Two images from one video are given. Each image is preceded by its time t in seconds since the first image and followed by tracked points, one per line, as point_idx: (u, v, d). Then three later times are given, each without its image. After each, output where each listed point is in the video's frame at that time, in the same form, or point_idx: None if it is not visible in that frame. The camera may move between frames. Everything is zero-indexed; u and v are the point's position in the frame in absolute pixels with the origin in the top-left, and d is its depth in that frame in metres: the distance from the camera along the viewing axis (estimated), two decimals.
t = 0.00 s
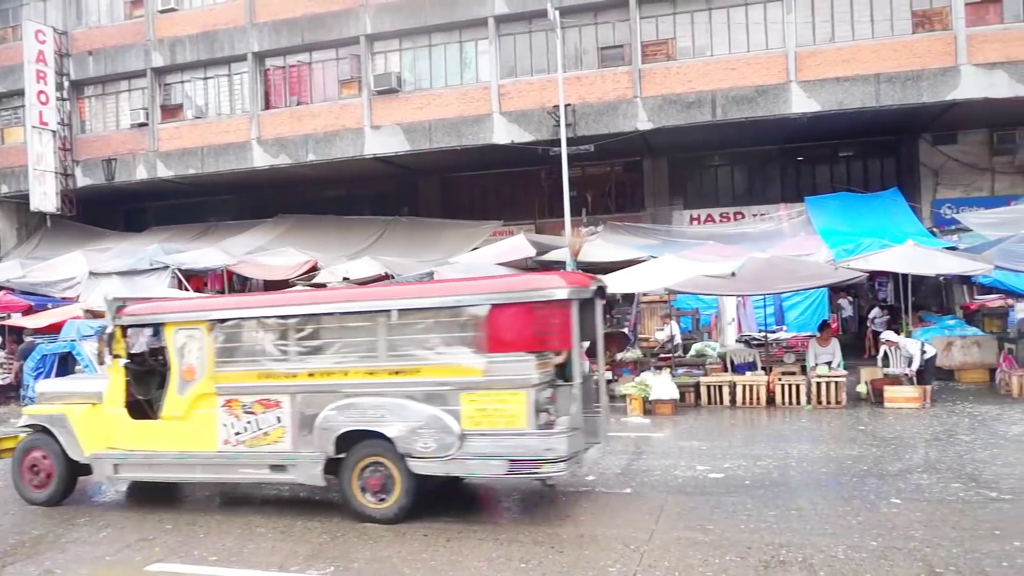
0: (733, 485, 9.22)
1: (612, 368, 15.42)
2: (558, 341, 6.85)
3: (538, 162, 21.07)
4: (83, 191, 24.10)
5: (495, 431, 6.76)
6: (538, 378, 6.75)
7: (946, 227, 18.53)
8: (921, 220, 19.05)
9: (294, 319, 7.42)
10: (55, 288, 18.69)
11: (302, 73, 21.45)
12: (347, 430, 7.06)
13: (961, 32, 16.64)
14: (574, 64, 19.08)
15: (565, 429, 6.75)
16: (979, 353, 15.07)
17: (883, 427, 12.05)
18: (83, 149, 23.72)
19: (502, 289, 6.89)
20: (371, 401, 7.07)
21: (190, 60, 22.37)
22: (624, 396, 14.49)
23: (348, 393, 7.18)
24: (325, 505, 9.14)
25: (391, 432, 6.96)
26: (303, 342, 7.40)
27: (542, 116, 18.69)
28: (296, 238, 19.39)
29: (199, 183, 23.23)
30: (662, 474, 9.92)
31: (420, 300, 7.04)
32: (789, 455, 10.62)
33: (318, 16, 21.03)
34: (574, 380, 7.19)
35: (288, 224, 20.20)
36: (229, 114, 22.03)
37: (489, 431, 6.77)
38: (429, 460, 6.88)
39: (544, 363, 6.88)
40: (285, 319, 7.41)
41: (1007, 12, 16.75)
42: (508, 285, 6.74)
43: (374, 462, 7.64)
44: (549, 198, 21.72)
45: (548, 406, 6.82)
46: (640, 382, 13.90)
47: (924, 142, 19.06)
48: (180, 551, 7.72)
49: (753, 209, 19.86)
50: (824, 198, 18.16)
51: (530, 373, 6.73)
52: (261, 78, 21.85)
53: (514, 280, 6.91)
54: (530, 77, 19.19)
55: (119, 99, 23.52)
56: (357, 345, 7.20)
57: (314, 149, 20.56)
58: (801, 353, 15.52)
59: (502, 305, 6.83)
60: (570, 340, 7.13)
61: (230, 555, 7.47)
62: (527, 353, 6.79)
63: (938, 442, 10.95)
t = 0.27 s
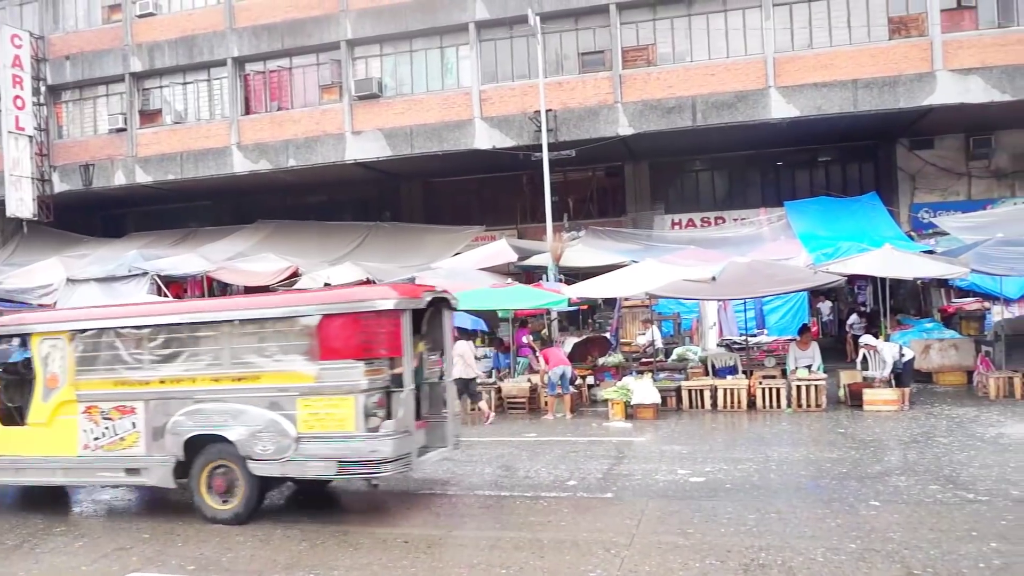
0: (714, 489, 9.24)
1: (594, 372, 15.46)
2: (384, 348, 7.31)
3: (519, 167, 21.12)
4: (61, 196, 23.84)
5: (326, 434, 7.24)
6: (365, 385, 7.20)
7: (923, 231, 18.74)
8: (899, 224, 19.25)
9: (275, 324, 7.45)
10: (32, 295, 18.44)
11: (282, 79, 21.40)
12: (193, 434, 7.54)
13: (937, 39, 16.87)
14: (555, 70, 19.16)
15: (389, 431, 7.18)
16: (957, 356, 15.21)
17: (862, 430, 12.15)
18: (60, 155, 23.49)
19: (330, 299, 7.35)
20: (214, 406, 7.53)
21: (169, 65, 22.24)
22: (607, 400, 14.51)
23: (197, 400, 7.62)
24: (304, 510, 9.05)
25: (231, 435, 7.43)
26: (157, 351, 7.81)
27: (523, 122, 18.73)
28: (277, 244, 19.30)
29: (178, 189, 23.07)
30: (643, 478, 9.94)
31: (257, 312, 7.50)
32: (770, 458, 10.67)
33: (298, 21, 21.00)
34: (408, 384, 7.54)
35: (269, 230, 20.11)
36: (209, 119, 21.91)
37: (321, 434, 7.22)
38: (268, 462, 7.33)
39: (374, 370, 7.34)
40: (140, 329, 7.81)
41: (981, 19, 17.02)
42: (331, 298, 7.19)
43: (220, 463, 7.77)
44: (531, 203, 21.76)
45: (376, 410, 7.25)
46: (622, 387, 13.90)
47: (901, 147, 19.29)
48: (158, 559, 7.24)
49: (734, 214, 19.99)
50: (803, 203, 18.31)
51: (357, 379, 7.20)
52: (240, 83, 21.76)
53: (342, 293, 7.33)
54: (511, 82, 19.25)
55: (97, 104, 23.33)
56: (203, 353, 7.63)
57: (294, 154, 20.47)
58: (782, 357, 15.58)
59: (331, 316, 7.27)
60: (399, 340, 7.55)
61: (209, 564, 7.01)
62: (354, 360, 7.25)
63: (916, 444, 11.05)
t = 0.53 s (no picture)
0: (691, 493, 9.29)
1: (572, 376, 15.51)
2: (224, 359, 7.46)
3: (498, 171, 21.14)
4: (33, 200, 23.52)
5: (167, 441, 7.38)
6: (206, 395, 7.36)
7: (898, 236, 18.97)
8: (874, 229, 19.48)
9: (153, 339, 7.46)
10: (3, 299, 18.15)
11: (260, 82, 21.30)
12: (45, 441, 7.61)
13: (911, 46, 17.11)
14: (534, 75, 19.22)
15: (227, 438, 7.32)
16: (930, 359, 15.40)
17: (837, 432, 12.26)
18: (33, 157, 23.18)
19: (173, 313, 7.51)
20: (67, 415, 7.61)
21: (145, 67, 22.05)
22: (585, 404, 14.53)
23: (54, 409, 7.70)
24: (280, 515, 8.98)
25: (81, 443, 7.52)
26: (13, 362, 7.94)
27: (502, 126, 18.74)
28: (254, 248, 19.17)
29: (154, 192, 22.84)
30: (620, 482, 9.96)
31: (103, 324, 7.63)
32: (746, 462, 10.75)
33: (276, 24, 20.91)
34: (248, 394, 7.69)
35: (246, 233, 19.97)
36: (186, 122, 21.74)
37: (162, 441, 7.35)
38: (114, 468, 7.43)
39: (216, 379, 7.47)
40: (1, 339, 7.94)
41: (954, 27, 17.27)
42: (170, 310, 7.36)
43: (72, 471, 7.78)
44: (510, 207, 21.78)
45: (217, 418, 7.39)
46: (599, 391, 13.88)
47: (876, 153, 19.54)
48: (132, 566, 7.09)
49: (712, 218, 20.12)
50: (780, 208, 18.46)
51: (197, 389, 7.33)
52: (217, 86, 21.62)
53: (183, 306, 7.51)
54: (490, 86, 19.29)
55: (71, 107, 23.07)
56: (58, 363, 7.74)
57: (272, 157, 20.35)
58: (758, 361, 15.69)
59: (172, 328, 7.43)
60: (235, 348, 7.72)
61: (183, 571, 6.95)
62: (195, 371, 7.41)
63: (890, 446, 11.18)
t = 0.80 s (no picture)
0: (670, 494, 9.33)
1: (552, 379, 15.53)
2: (76, 370, 7.09)
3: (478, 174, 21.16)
4: (7, 203, 23.22)
5: (18, 451, 7.06)
6: (56, 406, 7.02)
7: (874, 239, 19.20)
8: (851, 233, 19.71)
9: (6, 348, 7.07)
10: None
11: (238, 85, 21.20)
12: None
13: (886, 51, 17.35)
14: (513, 78, 19.27)
15: (80, 448, 7.01)
16: (905, 361, 15.59)
17: (814, 434, 12.36)
18: (7, 160, 22.89)
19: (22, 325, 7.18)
20: None
21: (122, 69, 21.86)
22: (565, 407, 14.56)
23: None
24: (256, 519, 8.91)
25: None
26: None
27: (482, 129, 18.77)
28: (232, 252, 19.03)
29: (130, 195, 22.63)
30: (599, 484, 9.99)
31: None
32: (724, 463, 10.81)
33: (254, 26, 20.82)
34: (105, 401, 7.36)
35: (224, 237, 19.82)
36: (162, 125, 21.57)
37: (12, 450, 7.06)
38: None
39: (69, 389, 7.11)
40: None
41: (928, 33, 17.56)
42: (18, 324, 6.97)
43: None
44: (490, 210, 21.81)
45: (70, 427, 7.07)
46: (579, 393, 13.93)
47: (852, 157, 19.78)
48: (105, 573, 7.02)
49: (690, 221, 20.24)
50: (757, 211, 18.62)
51: (48, 399, 7.01)
52: (195, 88, 21.49)
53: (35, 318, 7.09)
54: (469, 90, 19.32)
55: (46, 109, 22.82)
56: None
57: (250, 160, 20.24)
58: (736, 363, 15.79)
59: (20, 339, 7.03)
60: (115, 357, 7.53)
61: None
62: (46, 382, 7.06)
63: (866, 447, 11.30)
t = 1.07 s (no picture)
0: (618, 497, 9.43)
1: (503, 382, 15.57)
2: None
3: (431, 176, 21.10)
4: None
5: None
6: None
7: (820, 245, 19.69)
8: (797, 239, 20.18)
9: None
10: None
11: (188, 81, 20.81)
12: None
13: (833, 63, 17.83)
14: (468, 80, 19.29)
15: None
16: (848, 364, 16.02)
17: (760, 436, 12.62)
18: None
19: None
20: None
21: (66, 61, 21.25)
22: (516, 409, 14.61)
23: None
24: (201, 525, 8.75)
25: None
26: None
27: (436, 131, 18.73)
28: (178, 251, 18.64)
29: (73, 191, 22.00)
30: (549, 487, 10.05)
31: None
32: (672, 465, 10.97)
33: (205, 21, 20.44)
34: None
35: (171, 235, 19.40)
36: (108, 120, 21.03)
37: None
38: None
39: None
40: None
41: (873, 46, 18.12)
42: None
43: None
44: (443, 212, 21.77)
45: None
46: (530, 396, 14.00)
47: (800, 165, 20.26)
48: None
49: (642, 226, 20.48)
50: (707, 217, 18.93)
51: None
52: (142, 83, 21.01)
53: None
54: (424, 91, 19.26)
55: None
56: None
57: (199, 158, 19.86)
58: (685, 366, 16.05)
59: None
60: None
61: None
62: None
63: (809, 449, 11.58)
